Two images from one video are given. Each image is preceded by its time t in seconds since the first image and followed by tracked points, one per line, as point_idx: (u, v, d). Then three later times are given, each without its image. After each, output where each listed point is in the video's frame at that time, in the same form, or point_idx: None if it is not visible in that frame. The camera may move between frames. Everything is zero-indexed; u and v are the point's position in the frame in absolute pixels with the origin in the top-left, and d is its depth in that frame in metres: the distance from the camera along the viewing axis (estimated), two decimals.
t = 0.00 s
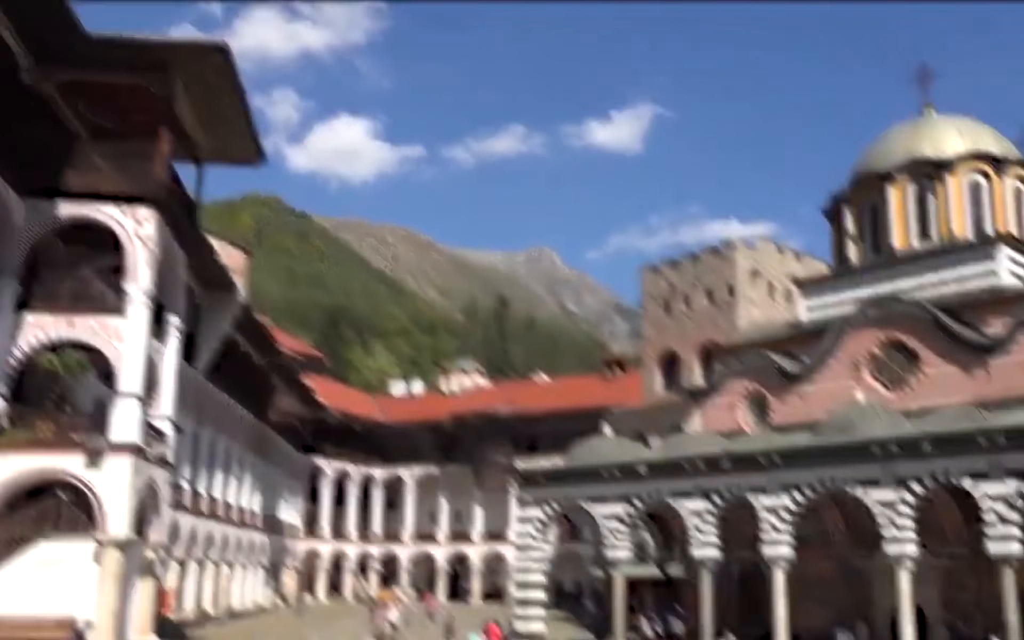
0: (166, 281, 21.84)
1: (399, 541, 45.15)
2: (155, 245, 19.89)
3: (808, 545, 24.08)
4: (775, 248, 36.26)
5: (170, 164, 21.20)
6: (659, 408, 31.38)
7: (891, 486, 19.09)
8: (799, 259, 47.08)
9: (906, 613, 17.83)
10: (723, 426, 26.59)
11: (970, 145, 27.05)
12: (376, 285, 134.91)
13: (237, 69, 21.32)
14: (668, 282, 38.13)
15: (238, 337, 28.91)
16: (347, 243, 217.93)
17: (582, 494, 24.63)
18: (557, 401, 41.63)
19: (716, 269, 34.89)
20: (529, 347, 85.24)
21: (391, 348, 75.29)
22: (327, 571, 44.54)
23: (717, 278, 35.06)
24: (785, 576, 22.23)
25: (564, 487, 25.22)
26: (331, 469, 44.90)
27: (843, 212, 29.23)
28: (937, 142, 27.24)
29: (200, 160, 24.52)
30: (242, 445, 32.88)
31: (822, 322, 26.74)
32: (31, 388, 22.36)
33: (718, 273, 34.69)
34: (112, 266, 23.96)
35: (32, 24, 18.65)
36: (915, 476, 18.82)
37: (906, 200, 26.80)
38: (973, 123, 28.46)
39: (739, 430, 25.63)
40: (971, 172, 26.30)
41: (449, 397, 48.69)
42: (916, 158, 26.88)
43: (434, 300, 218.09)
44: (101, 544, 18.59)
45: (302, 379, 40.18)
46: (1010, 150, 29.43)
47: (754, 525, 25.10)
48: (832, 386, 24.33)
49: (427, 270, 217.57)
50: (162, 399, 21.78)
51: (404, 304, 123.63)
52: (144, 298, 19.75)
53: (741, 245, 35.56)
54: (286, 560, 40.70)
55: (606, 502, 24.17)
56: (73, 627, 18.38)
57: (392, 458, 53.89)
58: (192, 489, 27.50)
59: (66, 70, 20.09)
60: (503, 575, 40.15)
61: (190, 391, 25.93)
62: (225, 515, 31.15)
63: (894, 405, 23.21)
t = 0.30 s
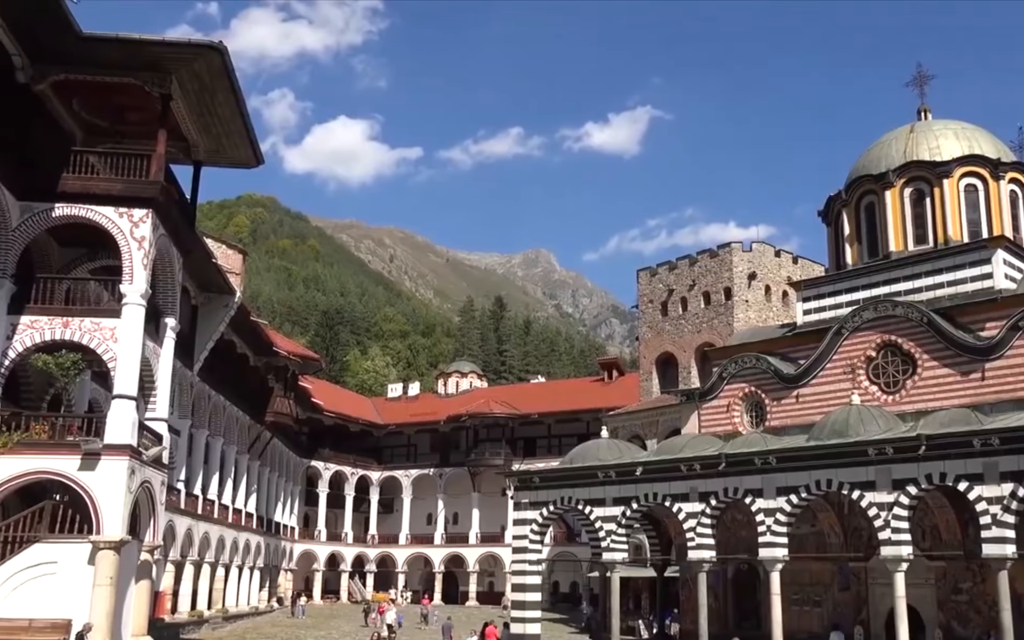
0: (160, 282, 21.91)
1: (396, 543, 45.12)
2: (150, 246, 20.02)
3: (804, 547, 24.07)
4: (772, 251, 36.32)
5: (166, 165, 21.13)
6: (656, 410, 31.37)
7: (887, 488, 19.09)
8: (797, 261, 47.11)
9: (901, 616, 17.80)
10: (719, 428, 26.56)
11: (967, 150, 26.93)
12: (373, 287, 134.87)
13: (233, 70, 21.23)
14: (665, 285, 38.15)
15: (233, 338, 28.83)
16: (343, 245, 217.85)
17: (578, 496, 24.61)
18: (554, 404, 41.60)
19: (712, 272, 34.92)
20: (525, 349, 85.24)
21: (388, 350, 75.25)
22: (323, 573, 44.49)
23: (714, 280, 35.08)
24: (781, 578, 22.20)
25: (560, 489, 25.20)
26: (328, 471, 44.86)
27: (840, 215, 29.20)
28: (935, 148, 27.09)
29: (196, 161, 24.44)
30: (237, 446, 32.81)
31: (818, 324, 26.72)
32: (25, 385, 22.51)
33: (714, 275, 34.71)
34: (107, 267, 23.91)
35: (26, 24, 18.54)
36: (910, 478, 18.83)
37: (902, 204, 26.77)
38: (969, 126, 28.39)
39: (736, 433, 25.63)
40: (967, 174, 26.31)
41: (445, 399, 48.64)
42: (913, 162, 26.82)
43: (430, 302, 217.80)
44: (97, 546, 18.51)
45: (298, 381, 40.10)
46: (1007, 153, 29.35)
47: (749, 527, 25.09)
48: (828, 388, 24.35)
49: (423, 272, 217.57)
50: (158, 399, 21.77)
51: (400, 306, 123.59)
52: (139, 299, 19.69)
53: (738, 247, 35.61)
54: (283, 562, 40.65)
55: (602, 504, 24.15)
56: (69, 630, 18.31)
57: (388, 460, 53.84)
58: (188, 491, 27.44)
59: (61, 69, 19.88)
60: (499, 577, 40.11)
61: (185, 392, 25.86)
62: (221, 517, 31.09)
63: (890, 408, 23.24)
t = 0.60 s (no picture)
0: (149, 280, 21.84)
1: (385, 542, 45.06)
2: (139, 244, 19.93)
3: (792, 546, 24.12)
4: (762, 251, 36.41)
5: (155, 162, 21.03)
6: (646, 410, 31.40)
7: (875, 488, 19.15)
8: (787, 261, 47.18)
9: (890, 616, 17.85)
10: (708, 427, 26.59)
11: (956, 151, 27.03)
12: (363, 285, 134.71)
13: (223, 66, 21.08)
14: (655, 284, 38.19)
15: (222, 336, 28.74)
16: (333, 244, 217.50)
17: (568, 495, 24.62)
18: (544, 403, 41.60)
19: (702, 271, 34.97)
20: (516, 348, 85.25)
21: (377, 349, 75.16)
22: (312, 572, 44.39)
23: (704, 280, 35.14)
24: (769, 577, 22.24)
25: (550, 488, 25.20)
26: (317, 470, 44.78)
27: (830, 215, 29.26)
28: (924, 149, 27.17)
29: (185, 159, 24.33)
30: (225, 445, 32.71)
31: (807, 324, 26.77)
32: (11, 383, 22.36)
33: (704, 275, 34.76)
34: (96, 264, 23.77)
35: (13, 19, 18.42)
36: (899, 478, 18.91)
37: (891, 204, 26.87)
38: (957, 127, 28.50)
39: (725, 432, 25.67)
40: (956, 175, 26.41)
41: (435, 398, 48.64)
42: (903, 163, 26.91)
43: (419, 300, 217.25)
44: (84, 545, 18.42)
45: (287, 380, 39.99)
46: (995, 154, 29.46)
47: (738, 526, 25.13)
48: (817, 388, 24.41)
49: (413, 271, 217.48)
50: (146, 398, 21.68)
51: (390, 306, 123.45)
52: (127, 297, 19.60)
53: (728, 247, 35.68)
54: (271, 561, 40.55)
55: (591, 503, 24.16)
56: (55, 630, 18.23)
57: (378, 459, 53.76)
58: (176, 490, 27.34)
59: (50, 65, 19.64)
60: (489, 577, 40.08)
61: (173, 390, 25.77)
62: (209, 516, 31.00)
63: (878, 408, 23.33)
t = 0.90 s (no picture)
0: (134, 277, 21.76)
1: (372, 540, 45.00)
2: (124, 242, 19.85)
3: (779, 546, 24.20)
4: (749, 251, 36.50)
5: (140, 159, 20.94)
6: (633, 409, 31.47)
7: (861, 488, 19.24)
8: (774, 261, 47.37)
9: (875, 615, 17.94)
10: (695, 427, 26.64)
11: (942, 152, 27.16)
12: (351, 283, 134.42)
13: (210, 63, 21.00)
14: (642, 283, 38.24)
15: (208, 335, 28.62)
16: (320, 242, 217.37)
17: (555, 494, 24.64)
18: (531, 402, 41.60)
19: (690, 271, 35.05)
20: (503, 347, 85.24)
21: (365, 347, 75.05)
22: (298, 571, 44.28)
23: (691, 280, 35.21)
24: (756, 577, 22.33)
25: (537, 487, 25.21)
26: (304, 468, 44.67)
27: (817, 216, 29.33)
28: (910, 150, 27.31)
29: (173, 156, 24.24)
30: (212, 443, 32.59)
31: (795, 325, 26.85)
32: None
33: (692, 275, 34.85)
34: (81, 262, 23.65)
35: None
36: (884, 477, 19.00)
37: (878, 205, 26.97)
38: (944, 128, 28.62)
39: (712, 431, 25.73)
40: (942, 177, 26.54)
41: (422, 397, 48.58)
42: (890, 164, 27.02)
43: (407, 299, 217.85)
44: (68, 543, 18.30)
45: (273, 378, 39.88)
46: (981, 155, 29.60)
47: (724, 526, 25.20)
48: (803, 388, 24.50)
49: (401, 270, 217.39)
50: (131, 396, 21.59)
51: (377, 304, 123.29)
52: (113, 294, 19.50)
53: (716, 247, 35.77)
54: (257, 560, 40.43)
55: (578, 502, 24.17)
56: (38, 629, 18.14)
57: (365, 458, 53.67)
58: (162, 488, 27.22)
59: (35, 60, 19.57)
60: (476, 576, 40.07)
61: (158, 389, 25.66)
62: (195, 515, 30.90)
63: (864, 408, 23.43)
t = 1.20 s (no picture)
0: (117, 273, 21.62)
1: (355, 539, 44.89)
2: (107, 238, 19.71)
3: (762, 545, 24.29)
4: (734, 252, 36.59)
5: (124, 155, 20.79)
6: (618, 409, 31.49)
7: (844, 488, 19.35)
8: (759, 261, 47.50)
9: (858, 615, 18.02)
10: (679, 426, 26.68)
11: (926, 154, 27.30)
12: (336, 281, 133.92)
13: (195, 59, 20.89)
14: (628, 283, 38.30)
15: (192, 332, 28.49)
16: (305, 241, 217.37)
17: (539, 493, 24.64)
18: (516, 401, 41.60)
19: (676, 271, 35.12)
20: (489, 346, 85.13)
21: (350, 346, 74.98)
22: (281, 569, 44.13)
23: (677, 280, 35.29)
24: (739, 576, 22.40)
25: (521, 487, 25.22)
26: (287, 466, 44.48)
27: (802, 217, 29.43)
28: (895, 152, 27.47)
29: (157, 152, 24.11)
30: (195, 441, 32.42)
31: (779, 325, 26.95)
32: None
33: (677, 275, 34.94)
34: (63, 258, 23.49)
35: None
36: (867, 477, 19.10)
37: (863, 206, 27.08)
38: (929, 130, 28.77)
39: (696, 431, 25.77)
40: (926, 179, 26.70)
41: (407, 396, 48.52)
42: (874, 166, 27.14)
43: (392, 297, 217.93)
44: (49, 542, 18.17)
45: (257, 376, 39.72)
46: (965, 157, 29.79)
47: (708, 525, 25.25)
48: (787, 388, 24.60)
49: (387, 268, 217.40)
50: (113, 393, 21.45)
51: (362, 302, 122.94)
52: (95, 291, 19.38)
53: (701, 247, 35.84)
54: (240, 559, 40.25)
55: (562, 502, 24.20)
56: (18, 628, 18.07)
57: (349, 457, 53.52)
58: (144, 486, 27.07)
59: (18, 55, 19.44)
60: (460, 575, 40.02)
61: (141, 386, 25.49)
62: (178, 513, 30.74)
63: (848, 408, 23.54)
